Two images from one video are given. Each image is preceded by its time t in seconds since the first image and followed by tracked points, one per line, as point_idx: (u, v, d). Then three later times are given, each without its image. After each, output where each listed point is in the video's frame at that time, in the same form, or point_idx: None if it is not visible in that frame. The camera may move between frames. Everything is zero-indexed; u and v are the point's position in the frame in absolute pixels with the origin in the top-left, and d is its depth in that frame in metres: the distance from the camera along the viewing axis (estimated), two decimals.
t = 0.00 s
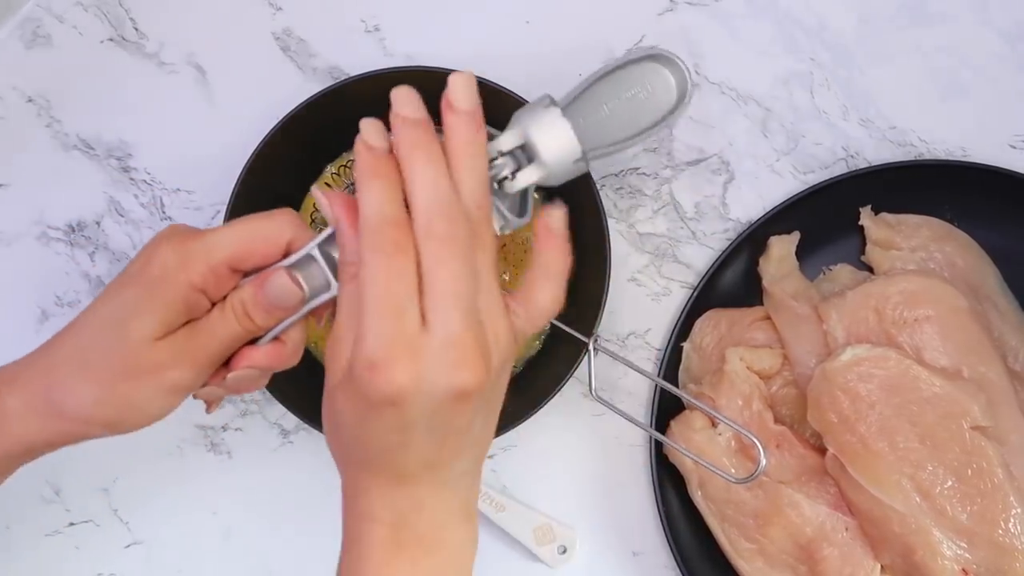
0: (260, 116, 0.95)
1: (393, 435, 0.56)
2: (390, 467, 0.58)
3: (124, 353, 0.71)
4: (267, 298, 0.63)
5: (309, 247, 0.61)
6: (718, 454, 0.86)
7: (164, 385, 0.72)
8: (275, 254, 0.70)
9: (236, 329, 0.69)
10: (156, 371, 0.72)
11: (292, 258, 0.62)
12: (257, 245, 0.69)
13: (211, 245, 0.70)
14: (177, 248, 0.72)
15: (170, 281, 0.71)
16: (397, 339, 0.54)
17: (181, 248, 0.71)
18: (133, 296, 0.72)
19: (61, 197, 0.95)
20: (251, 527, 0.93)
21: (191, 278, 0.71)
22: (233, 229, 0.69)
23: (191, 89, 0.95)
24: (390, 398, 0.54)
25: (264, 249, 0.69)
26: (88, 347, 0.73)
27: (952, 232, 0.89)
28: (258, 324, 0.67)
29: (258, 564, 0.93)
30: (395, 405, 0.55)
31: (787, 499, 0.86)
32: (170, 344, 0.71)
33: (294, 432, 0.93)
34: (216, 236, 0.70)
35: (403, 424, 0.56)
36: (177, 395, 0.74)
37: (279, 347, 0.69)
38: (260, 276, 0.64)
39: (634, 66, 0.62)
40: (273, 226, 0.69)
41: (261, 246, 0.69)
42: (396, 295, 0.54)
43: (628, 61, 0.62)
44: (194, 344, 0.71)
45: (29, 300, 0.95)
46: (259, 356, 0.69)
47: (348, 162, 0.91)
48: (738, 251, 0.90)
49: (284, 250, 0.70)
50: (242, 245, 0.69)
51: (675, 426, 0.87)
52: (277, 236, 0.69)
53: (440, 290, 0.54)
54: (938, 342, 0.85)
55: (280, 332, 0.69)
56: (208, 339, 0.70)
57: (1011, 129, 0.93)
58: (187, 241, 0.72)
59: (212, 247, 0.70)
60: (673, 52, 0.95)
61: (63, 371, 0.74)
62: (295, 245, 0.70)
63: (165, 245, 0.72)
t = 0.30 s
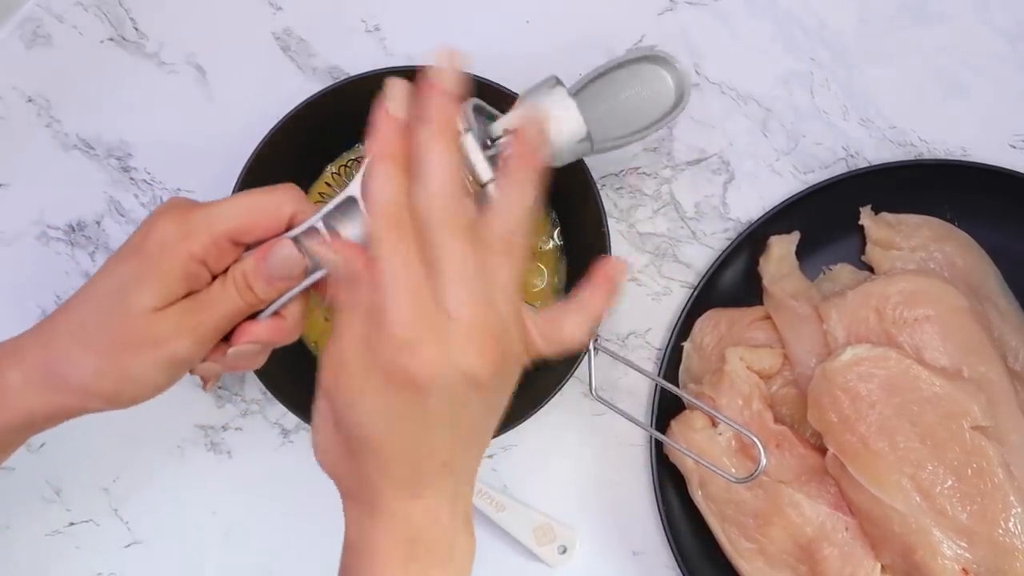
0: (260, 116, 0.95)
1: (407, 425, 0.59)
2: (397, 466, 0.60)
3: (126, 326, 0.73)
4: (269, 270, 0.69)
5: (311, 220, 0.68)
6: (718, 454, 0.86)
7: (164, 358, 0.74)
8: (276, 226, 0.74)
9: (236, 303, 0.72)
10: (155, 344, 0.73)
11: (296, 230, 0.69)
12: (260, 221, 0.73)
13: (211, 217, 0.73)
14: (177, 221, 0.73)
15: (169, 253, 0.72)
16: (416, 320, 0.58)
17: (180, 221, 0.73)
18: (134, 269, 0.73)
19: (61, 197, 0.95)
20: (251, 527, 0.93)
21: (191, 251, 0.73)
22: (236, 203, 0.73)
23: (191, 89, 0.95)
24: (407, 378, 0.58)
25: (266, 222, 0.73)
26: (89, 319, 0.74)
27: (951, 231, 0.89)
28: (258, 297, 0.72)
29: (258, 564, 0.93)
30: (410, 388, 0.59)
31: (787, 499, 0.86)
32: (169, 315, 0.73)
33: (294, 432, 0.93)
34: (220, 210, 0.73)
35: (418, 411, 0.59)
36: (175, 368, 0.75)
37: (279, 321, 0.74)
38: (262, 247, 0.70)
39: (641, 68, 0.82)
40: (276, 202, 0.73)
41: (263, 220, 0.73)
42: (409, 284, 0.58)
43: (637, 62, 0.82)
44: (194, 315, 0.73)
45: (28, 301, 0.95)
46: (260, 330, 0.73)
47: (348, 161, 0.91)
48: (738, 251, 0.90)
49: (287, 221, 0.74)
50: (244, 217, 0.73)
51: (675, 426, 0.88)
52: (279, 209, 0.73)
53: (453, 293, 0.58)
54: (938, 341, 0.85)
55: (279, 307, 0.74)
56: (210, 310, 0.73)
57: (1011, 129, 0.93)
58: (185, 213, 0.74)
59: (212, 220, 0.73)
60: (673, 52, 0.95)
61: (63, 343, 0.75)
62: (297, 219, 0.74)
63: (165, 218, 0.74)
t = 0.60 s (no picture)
0: (260, 115, 0.95)
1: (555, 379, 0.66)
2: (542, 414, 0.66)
3: (115, 317, 0.74)
4: (253, 264, 0.69)
5: (294, 214, 0.66)
6: (718, 454, 0.86)
7: (148, 351, 0.75)
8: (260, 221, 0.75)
9: (220, 297, 0.74)
10: (139, 336, 0.74)
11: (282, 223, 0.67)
12: (246, 215, 0.75)
13: (196, 212, 0.74)
14: (163, 214, 0.75)
15: (155, 246, 0.74)
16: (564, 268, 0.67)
17: (167, 214, 0.75)
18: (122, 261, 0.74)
19: (61, 197, 0.95)
20: (251, 527, 0.93)
21: (177, 244, 0.74)
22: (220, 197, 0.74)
23: (191, 89, 0.95)
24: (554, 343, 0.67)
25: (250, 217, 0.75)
26: (79, 310, 0.75)
27: (951, 231, 0.89)
28: (241, 290, 0.73)
29: (257, 564, 0.93)
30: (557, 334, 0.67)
31: (787, 499, 0.86)
32: (154, 307, 0.74)
33: (294, 432, 0.93)
34: (204, 203, 0.74)
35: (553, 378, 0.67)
36: (161, 361, 0.76)
37: (264, 317, 0.77)
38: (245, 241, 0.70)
39: (637, 58, 0.75)
40: (262, 197, 0.75)
41: (247, 215, 0.75)
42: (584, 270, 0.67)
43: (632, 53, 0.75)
44: (179, 309, 0.74)
45: (29, 301, 0.95)
46: (243, 326, 0.77)
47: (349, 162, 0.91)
48: (738, 251, 0.90)
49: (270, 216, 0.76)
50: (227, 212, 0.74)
51: (675, 426, 0.88)
52: (264, 204, 0.75)
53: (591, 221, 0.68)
54: (938, 341, 0.85)
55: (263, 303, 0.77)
56: (195, 304, 0.74)
57: (1011, 129, 0.93)
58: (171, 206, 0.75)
59: (197, 213, 0.74)
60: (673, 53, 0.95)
61: (52, 336, 0.75)
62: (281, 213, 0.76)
63: (151, 210, 0.75)
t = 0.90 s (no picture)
0: (260, 116, 0.95)
1: (562, 361, 0.62)
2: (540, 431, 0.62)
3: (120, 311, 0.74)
4: (265, 269, 0.72)
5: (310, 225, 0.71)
6: (718, 454, 0.86)
7: (145, 340, 0.75)
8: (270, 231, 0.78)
9: (225, 295, 0.74)
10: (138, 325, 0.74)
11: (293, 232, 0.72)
12: (257, 221, 0.76)
13: (214, 209, 0.76)
14: (177, 213, 0.75)
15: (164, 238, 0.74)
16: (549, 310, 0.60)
17: (180, 210, 0.75)
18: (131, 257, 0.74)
19: (61, 197, 0.95)
20: (251, 527, 0.93)
21: (189, 240, 0.75)
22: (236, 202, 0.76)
23: (192, 89, 0.95)
24: (555, 359, 0.61)
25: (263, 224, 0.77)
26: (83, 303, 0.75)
27: (951, 231, 0.89)
28: (248, 291, 0.74)
29: (257, 564, 0.93)
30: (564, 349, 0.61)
31: (787, 499, 0.86)
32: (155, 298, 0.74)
33: (294, 432, 0.93)
34: (219, 205, 0.76)
35: (570, 363, 0.62)
36: (157, 355, 0.76)
37: (265, 323, 0.78)
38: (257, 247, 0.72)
39: None
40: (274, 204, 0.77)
41: (259, 220, 0.77)
42: (618, 308, 0.61)
43: None
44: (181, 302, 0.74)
45: (28, 301, 0.95)
46: (246, 329, 0.77)
47: (349, 162, 0.92)
48: (738, 251, 0.90)
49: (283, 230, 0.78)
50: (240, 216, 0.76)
51: (675, 425, 0.88)
52: (276, 212, 0.77)
53: (677, 250, 0.61)
54: (938, 342, 0.85)
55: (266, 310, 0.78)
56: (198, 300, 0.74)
57: (1011, 130, 0.93)
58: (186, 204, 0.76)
59: (212, 211, 0.76)
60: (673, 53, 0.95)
61: (56, 326, 0.75)
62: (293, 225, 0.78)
63: (165, 210, 0.75)
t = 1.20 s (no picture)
0: (260, 116, 0.95)
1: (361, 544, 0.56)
2: None
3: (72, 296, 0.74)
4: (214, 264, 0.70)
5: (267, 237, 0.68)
6: (718, 454, 0.86)
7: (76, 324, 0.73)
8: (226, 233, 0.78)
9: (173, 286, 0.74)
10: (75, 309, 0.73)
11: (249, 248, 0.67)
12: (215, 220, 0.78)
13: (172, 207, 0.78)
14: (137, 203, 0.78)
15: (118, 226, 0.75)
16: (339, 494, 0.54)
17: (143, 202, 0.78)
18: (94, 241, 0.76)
19: (61, 197, 0.95)
20: (250, 527, 0.93)
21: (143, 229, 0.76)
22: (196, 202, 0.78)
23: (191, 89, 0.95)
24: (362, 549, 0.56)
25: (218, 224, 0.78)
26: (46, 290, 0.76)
27: (951, 231, 0.89)
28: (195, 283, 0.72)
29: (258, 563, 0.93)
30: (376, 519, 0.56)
31: (787, 499, 0.86)
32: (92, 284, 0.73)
33: (294, 432, 0.93)
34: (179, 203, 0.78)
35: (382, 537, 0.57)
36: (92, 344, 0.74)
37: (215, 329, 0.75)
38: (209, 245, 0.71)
39: None
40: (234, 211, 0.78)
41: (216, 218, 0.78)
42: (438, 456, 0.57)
43: None
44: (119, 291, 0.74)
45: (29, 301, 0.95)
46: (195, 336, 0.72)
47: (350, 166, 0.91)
48: (738, 250, 0.90)
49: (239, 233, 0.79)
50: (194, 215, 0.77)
51: (674, 425, 0.88)
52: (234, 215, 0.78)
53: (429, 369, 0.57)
54: (938, 342, 0.85)
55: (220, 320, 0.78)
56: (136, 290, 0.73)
57: (1011, 129, 0.93)
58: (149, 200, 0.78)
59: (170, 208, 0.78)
60: (673, 53, 0.95)
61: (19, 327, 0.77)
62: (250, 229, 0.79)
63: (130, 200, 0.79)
